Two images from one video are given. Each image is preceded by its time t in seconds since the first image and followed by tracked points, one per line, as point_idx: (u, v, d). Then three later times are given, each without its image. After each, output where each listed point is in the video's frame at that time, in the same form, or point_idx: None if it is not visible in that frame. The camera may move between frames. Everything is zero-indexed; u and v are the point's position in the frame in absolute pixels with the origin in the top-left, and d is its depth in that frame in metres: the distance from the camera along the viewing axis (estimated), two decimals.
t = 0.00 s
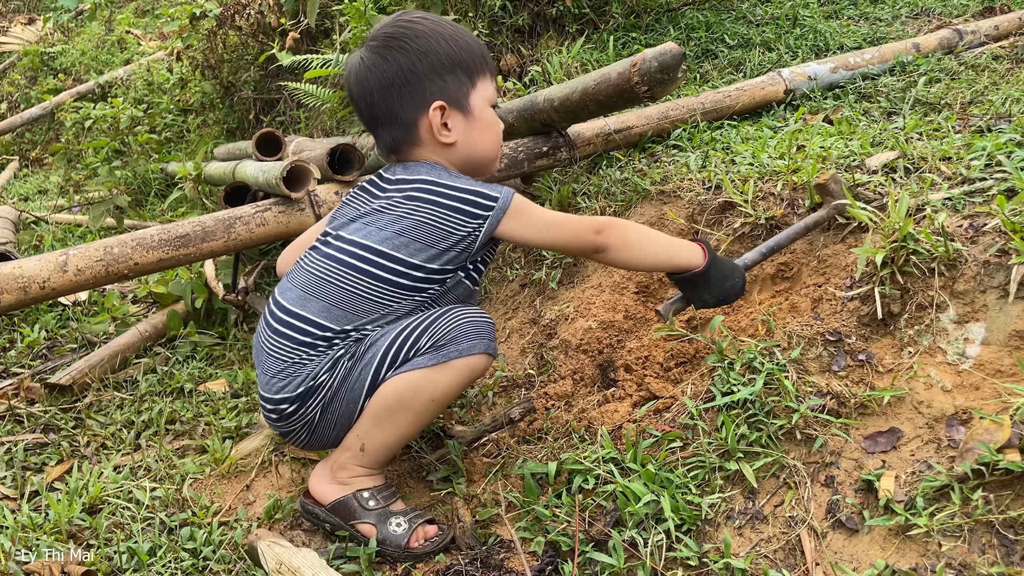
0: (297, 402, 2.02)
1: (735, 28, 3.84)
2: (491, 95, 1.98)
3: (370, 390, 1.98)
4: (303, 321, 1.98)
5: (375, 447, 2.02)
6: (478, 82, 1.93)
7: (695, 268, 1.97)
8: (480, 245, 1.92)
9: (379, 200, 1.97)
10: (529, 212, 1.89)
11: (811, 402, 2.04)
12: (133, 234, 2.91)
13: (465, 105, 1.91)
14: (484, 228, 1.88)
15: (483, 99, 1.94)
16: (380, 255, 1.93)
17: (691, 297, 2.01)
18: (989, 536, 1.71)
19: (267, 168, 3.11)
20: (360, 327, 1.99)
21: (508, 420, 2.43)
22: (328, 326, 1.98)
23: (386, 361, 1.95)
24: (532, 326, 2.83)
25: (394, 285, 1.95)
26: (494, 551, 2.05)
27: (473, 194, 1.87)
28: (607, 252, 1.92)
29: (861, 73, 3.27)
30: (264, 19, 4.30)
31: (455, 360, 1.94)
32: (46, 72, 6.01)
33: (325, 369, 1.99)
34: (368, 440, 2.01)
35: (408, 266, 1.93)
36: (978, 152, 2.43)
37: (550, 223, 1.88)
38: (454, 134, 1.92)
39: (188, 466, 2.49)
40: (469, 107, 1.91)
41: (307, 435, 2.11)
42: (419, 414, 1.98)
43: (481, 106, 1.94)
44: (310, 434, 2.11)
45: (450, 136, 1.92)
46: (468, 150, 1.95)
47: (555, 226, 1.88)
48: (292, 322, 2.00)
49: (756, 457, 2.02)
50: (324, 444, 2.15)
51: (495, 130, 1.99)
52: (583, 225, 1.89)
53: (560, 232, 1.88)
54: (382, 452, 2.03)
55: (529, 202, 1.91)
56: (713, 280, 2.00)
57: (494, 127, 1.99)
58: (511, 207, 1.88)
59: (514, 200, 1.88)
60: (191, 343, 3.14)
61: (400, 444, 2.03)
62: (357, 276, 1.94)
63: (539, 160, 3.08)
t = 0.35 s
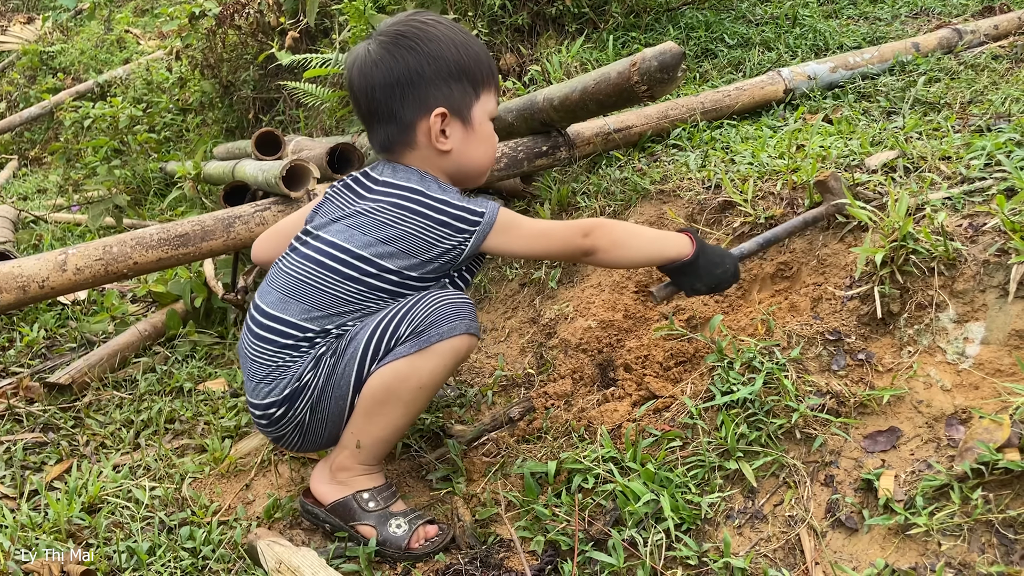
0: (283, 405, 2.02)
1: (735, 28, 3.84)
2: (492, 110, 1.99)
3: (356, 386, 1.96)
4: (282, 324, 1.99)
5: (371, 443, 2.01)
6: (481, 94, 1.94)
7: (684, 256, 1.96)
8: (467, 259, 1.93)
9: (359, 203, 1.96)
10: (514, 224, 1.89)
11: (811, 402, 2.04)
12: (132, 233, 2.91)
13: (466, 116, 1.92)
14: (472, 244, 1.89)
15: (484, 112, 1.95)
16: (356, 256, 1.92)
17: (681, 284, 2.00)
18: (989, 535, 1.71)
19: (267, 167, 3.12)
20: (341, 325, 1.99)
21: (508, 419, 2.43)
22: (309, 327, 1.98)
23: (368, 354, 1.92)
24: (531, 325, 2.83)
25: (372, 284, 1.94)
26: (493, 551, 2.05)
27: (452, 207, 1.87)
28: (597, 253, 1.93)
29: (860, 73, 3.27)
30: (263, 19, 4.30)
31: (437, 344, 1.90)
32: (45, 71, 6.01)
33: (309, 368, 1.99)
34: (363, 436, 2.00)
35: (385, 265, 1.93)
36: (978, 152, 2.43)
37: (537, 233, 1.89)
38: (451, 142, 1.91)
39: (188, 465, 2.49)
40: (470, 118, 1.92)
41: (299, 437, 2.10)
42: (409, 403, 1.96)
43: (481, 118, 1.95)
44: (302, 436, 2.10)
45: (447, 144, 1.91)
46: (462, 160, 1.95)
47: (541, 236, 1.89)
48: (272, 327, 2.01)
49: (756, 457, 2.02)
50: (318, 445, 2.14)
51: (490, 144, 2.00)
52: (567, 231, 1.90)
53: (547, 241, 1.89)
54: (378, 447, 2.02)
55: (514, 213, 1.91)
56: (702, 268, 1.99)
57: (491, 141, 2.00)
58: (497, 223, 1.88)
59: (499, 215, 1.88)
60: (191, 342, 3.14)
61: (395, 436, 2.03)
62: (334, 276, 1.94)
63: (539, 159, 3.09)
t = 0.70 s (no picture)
0: (251, 417, 2.06)
1: (735, 27, 3.84)
2: (465, 107, 1.96)
3: (317, 392, 1.95)
4: (238, 339, 2.04)
5: (346, 445, 2.00)
6: (453, 90, 1.92)
7: (609, 337, 1.91)
8: (391, 266, 1.87)
9: (302, 211, 1.98)
10: (443, 246, 1.82)
11: (812, 401, 2.04)
12: (131, 231, 2.90)
13: (433, 106, 1.89)
14: (390, 247, 1.83)
15: (452, 107, 1.92)
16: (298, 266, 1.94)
17: (606, 371, 1.94)
18: (990, 534, 1.71)
19: (267, 165, 3.12)
20: (295, 333, 2.01)
21: (508, 418, 2.42)
22: (264, 338, 2.01)
23: (321, 359, 1.92)
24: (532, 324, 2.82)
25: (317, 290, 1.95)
26: (494, 549, 2.04)
27: (375, 204, 1.83)
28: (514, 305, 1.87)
29: (861, 72, 3.27)
30: (263, 17, 4.30)
31: (383, 337, 1.85)
32: (45, 70, 6.00)
33: (269, 380, 2.01)
34: (338, 440, 1.99)
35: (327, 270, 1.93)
36: (979, 151, 2.43)
37: (461, 264, 1.82)
38: (414, 131, 1.89)
39: (188, 464, 2.48)
40: (437, 109, 1.90)
41: (278, 448, 2.12)
42: (372, 401, 1.93)
43: (450, 113, 1.92)
44: (279, 446, 2.12)
45: (409, 131, 1.89)
46: (423, 151, 1.91)
47: (465, 267, 1.82)
48: (234, 344, 2.06)
49: (757, 455, 2.02)
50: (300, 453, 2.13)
51: (458, 141, 1.96)
52: (495, 271, 1.83)
53: (469, 274, 1.82)
54: (356, 449, 2.02)
55: (447, 234, 1.83)
56: (630, 352, 1.94)
57: (459, 139, 1.96)
58: (422, 230, 1.82)
59: (424, 223, 1.81)
60: (190, 340, 3.13)
61: (371, 434, 2.01)
62: (280, 288, 1.96)
63: (539, 158, 3.08)
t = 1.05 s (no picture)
0: (264, 422, 2.07)
1: (736, 26, 3.83)
2: (449, 104, 1.95)
3: (323, 388, 1.93)
4: (246, 348, 2.07)
5: (351, 439, 1.98)
6: (437, 89, 1.91)
7: (540, 365, 2.00)
8: (387, 267, 1.89)
9: (297, 219, 1.99)
10: (420, 252, 1.83)
11: (813, 400, 2.04)
12: (132, 230, 2.90)
13: (418, 107, 1.88)
14: (386, 248, 1.85)
15: (437, 107, 1.91)
16: (296, 271, 1.95)
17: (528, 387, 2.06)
18: (991, 534, 1.71)
19: (268, 163, 3.13)
20: (301, 335, 2.01)
21: (508, 417, 2.42)
22: (272, 344, 2.03)
23: (323, 356, 1.90)
24: (532, 323, 2.82)
25: (317, 291, 1.95)
26: (494, 549, 2.04)
27: (365, 202, 1.85)
28: (469, 334, 1.85)
29: (861, 71, 3.26)
30: (264, 16, 4.30)
31: (380, 326, 1.82)
32: (45, 69, 6.00)
33: (278, 383, 2.02)
34: (344, 435, 1.98)
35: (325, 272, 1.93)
36: (980, 150, 2.43)
37: (429, 275, 1.82)
38: (400, 133, 1.88)
39: (188, 462, 2.48)
40: (421, 109, 1.89)
41: (291, 451, 2.12)
42: (375, 392, 1.90)
43: (435, 112, 1.91)
44: (293, 448, 2.11)
45: (395, 134, 1.88)
46: (410, 152, 1.92)
47: (433, 279, 1.81)
48: (244, 353, 2.08)
49: (757, 455, 2.02)
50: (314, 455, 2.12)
51: (444, 139, 1.96)
52: (461, 292, 1.82)
53: (433, 288, 1.81)
54: (361, 442, 2.00)
55: (427, 240, 1.84)
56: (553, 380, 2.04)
57: (445, 136, 1.96)
58: (411, 229, 1.84)
59: (413, 224, 1.84)
60: (191, 339, 3.13)
61: (376, 427, 1.98)
62: (281, 294, 1.97)
63: (540, 157, 3.08)
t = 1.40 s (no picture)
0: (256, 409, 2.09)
1: (737, 27, 3.84)
2: (465, 107, 1.97)
3: (310, 381, 1.92)
4: (250, 336, 2.11)
5: (347, 438, 1.97)
6: (455, 91, 1.93)
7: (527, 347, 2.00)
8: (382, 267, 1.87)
9: (309, 214, 2.02)
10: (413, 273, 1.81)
11: (815, 401, 2.05)
12: (135, 230, 2.91)
13: (438, 112, 1.89)
14: (383, 251, 1.84)
15: (456, 110, 1.93)
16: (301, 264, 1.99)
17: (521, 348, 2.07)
18: (994, 535, 1.72)
19: (270, 164, 3.13)
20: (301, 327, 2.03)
21: (511, 418, 2.43)
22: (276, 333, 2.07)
23: (309, 348, 1.90)
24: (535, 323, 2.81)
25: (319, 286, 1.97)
26: (497, 549, 2.05)
27: (374, 206, 1.87)
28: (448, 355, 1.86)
29: (863, 72, 3.27)
30: (265, 16, 4.31)
31: (361, 320, 1.79)
32: (47, 69, 6.01)
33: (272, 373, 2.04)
34: (341, 434, 1.97)
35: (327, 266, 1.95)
36: (982, 152, 2.44)
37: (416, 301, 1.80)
38: (420, 138, 1.89)
39: (192, 462, 2.48)
40: (441, 114, 1.89)
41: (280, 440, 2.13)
42: (363, 388, 1.88)
43: (453, 115, 1.93)
44: (281, 437, 2.12)
45: (416, 140, 1.88)
46: (430, 157, 1.92)
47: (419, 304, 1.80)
48: (249, 342, 2.12)
49: (760, 456, 2.03)
50: (299, 445, 2.12)
51: (461, 142, 1.97)
52: (443, 323, 1.81)
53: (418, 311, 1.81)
54: (357, 441, 1.99)
55: (419, 263, 1.82)
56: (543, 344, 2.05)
57: (462, 139, 1.97)
58: (416, 241, 1.81)
59: (419, 237, 1.82)
60: (194, 339, 3.13)
61: (368, 423, 1.96)
62: (283, 285, 2.01)
63: (542, 158, 3.09)
